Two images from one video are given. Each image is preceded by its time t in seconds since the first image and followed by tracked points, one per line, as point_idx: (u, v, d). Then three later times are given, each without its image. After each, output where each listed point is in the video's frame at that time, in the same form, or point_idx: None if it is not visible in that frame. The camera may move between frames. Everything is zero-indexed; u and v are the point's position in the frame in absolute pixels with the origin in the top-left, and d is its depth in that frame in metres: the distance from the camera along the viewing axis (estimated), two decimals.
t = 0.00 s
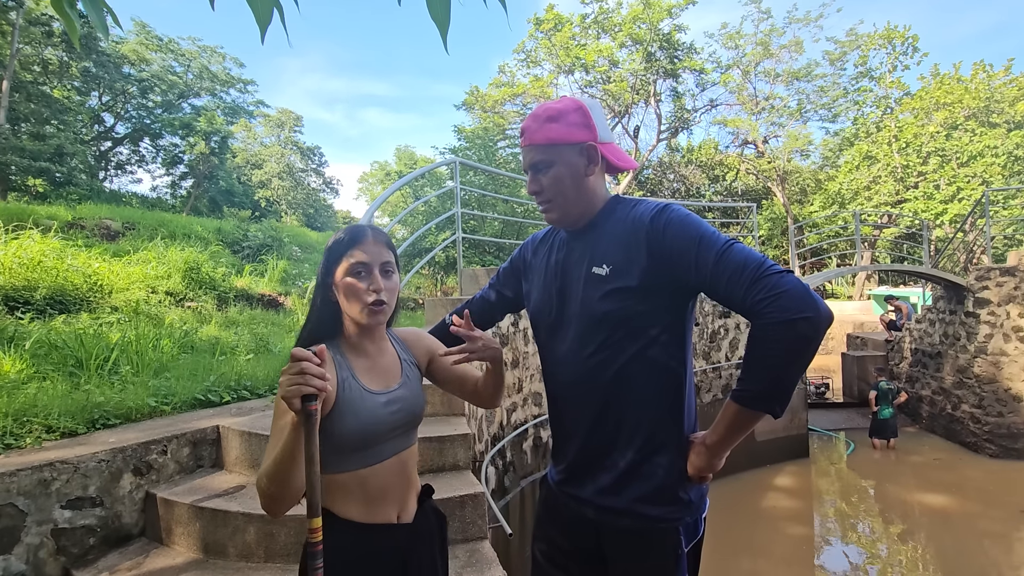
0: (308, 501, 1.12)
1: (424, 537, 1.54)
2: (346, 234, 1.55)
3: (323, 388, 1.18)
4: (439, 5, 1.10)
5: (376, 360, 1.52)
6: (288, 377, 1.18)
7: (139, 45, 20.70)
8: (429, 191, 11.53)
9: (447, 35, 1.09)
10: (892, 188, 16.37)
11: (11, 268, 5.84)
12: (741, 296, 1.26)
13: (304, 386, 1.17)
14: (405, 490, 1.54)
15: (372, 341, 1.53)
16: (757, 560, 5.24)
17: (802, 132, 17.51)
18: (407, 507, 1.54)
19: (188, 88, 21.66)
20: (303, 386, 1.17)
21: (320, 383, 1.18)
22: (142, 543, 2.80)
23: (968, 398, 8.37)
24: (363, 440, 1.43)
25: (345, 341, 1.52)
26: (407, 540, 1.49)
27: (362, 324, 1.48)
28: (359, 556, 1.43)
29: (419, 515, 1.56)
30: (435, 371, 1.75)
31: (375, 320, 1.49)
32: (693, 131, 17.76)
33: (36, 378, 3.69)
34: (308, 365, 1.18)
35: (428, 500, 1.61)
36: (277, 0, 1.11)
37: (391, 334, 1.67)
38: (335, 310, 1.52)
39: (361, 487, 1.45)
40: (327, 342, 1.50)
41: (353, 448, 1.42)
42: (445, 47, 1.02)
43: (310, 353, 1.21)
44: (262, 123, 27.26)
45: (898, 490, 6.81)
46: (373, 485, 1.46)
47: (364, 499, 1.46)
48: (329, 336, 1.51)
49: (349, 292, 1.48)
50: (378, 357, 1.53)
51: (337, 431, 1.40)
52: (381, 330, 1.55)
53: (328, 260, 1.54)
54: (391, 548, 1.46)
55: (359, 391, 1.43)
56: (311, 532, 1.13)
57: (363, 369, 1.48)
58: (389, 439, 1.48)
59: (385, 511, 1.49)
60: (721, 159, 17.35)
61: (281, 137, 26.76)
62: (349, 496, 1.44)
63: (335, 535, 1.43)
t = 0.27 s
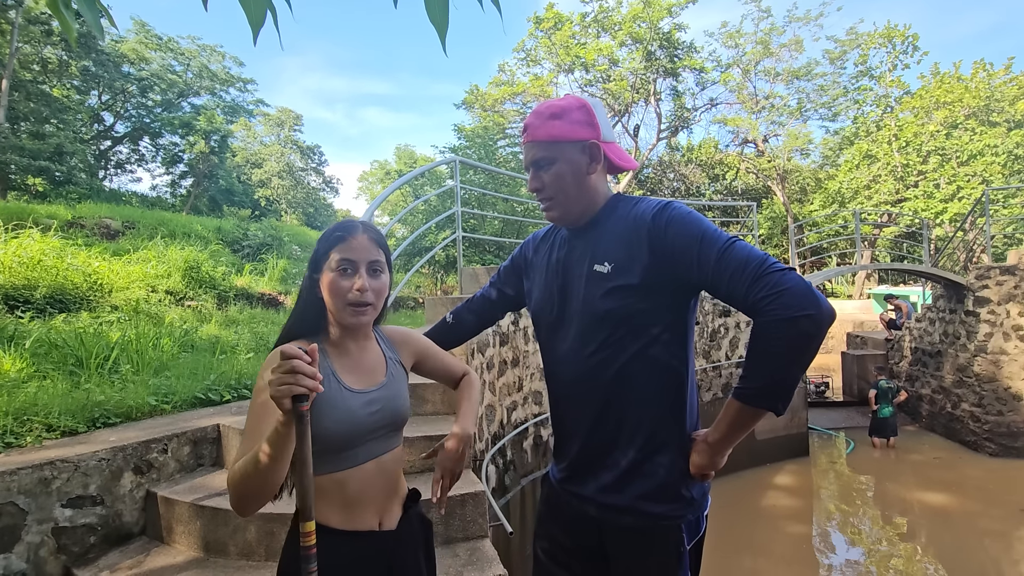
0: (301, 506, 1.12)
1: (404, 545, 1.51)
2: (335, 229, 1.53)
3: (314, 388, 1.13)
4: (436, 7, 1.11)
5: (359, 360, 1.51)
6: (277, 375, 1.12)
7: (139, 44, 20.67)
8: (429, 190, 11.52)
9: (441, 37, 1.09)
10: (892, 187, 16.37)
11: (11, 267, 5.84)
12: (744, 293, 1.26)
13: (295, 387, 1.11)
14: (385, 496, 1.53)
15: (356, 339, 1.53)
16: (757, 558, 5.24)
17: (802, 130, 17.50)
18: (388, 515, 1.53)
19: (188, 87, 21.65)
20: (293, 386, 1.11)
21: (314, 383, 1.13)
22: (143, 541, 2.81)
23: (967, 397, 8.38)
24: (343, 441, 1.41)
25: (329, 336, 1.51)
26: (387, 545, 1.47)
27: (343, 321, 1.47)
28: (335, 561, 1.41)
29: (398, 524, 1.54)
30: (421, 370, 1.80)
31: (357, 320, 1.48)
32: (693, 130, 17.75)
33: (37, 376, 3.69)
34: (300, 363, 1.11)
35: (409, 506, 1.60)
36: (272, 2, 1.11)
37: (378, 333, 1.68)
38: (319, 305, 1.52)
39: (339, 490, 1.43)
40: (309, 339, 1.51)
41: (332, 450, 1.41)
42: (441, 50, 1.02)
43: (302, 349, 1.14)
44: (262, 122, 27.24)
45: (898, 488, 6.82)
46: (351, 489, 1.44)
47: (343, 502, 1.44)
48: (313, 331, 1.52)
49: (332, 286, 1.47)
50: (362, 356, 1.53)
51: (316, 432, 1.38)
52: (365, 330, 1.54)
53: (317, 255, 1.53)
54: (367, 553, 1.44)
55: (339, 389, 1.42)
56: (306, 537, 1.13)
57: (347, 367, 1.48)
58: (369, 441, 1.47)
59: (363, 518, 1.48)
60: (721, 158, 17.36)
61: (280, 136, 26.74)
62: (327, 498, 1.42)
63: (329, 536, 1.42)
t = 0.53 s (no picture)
0: (303, 508, 1.09)
1: (378, 549, 1.50)
2: (322, 226, 1.51)
3: (320, 388, 1.10)
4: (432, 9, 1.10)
5: (342, 360, 1.49)
6: (281, 373, 1.09)
7: (138, 43, 20.65)
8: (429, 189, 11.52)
9: (440, 39, 1.09)
10: (892, 186, 16.37)
11: (10, 266, 5.84)
12: (744, 293, 1.26)
13: (299, 386, 1.09)
14: (361, 501, 1.49)
15: (339, 340, 1.51)
16: (756, 558, 5.24)
17: (802, 130, 17.50)
18: (363, 521, 1.49)
19: (187, 87, 21.63)
20: (299, 385, 1.08)
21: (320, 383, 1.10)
22: (143, 542, 2.81)
23: (967, 396, 8.39)
24: (322, 444, 1.38)
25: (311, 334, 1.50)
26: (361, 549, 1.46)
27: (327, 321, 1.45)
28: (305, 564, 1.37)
29: (373, 530, 1.50)
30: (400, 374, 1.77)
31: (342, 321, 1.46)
32: (692, 130, 17.76)
33: (36, 376, 3.69)
34: (306, 362, 1.08)
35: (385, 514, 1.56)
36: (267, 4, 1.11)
37: (364, 334, 1.65)
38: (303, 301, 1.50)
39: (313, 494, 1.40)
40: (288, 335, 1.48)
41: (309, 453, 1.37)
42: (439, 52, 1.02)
43: (307, 348, 1.11)
44: (262, 122, 27.22)
45: (898, 488, 6.82)
46: (326, 492, 1.41)
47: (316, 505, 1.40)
48: (294, 328, 1.49)
49: (319, 282, 1.44)
50: (344, 357, 1.51)
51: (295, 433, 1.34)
52: (349, 331, 1.53)
53: (306, 247, 1.51)
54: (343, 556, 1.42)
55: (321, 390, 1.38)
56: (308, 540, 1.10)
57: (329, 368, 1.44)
58: (347, 445, 1.44)
59: (337, 523, 1.44)
60: (721, 158, 17.36)
61: (280, 136, 26.72)
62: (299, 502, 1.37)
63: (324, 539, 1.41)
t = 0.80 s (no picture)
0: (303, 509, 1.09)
1: (370, 555, 1.47)
2: (306, 226, 1.48)
3: (318, 388, 1.10)
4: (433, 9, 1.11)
5: (331, 366, 1.47)
6: (279, 375, 1.08)
7: (138, 44, 20.66)
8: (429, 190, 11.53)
9: (440, 38, 1.10)
10: (892, 187, 16.37)
11: (10, 267, 5.83)
12: (744, 293, 1.26)
13: (298, 386, 1.09)
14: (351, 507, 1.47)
15: (328, 344, 1.49)
16: (757, 559, 5.24)
17: (802, 131, 17.49)
18: (354, 528, 1.47)
19: (187, 87, 21.63)
20: (297, 386, 1.08)
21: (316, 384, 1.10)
22: (142, 543, 2.81)
23: (967, 397, 8.38)
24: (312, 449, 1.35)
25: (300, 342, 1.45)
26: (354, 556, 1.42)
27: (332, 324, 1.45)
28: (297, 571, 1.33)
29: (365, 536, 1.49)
30: (381, 388, 1.74)
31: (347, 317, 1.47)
32: (692, 130, 17.77)
33: (36, 377, 3.69)
34: (303, 363, 1.08)
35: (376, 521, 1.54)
36: (266, 3, 1.11)
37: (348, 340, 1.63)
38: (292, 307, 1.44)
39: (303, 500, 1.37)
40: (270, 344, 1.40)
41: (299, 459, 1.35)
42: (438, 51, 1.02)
43: (304, 349, 1.12)
44: (262, 122, 27.22)
45: (898, 488, 6.82)
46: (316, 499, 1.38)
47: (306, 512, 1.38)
48: (277, 338, 1.42)
49: (321, 283, 1.42)
50: (334, 363, 1.48)
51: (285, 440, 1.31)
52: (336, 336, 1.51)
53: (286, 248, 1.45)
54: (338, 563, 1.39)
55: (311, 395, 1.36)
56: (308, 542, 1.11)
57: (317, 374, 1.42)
58: (337, 450, 1.42)
59: (329, 529, 1.42)
60: (721, 158, 17.36)
61: (280, 137, 26.71)
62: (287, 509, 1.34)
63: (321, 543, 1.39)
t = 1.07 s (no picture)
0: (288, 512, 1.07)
1: (373, 556, 1.47)
2: (301, 227, 1.48)
3: (302, 393, 1.10)
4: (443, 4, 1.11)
5: (329, 367, 1.46)
6: (264, 380, 1.08)
7: (138, 46, 20.68)
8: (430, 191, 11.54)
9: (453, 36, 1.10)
10: (892, 188, 16.37)
11: (11, 269, 5.84)
12: (747, 295, 1.26)
13: (282, 391, 1.08)
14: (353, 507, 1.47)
15: (326, 344, 1.48)
16: (757, 560, 5.24)
17: (802, 132, 17.49)
18: (358, 528, 1.47)
19: (187, 89, 21.63)
20: (280, 390, 1.08)
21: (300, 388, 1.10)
22: (143, 544, 2.81)
23: (967, 398, 8.38)
24: (312, 451, 1.36)
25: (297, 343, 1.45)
26: (356, 556, 1.42)
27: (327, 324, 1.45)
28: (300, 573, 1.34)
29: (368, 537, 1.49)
30: (382, 389, 1.73)
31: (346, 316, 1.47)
32: (692, 131, 17.78)
33: (36, 378, 3.69)
34: (285, 367, 1.07)
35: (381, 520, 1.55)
36: None
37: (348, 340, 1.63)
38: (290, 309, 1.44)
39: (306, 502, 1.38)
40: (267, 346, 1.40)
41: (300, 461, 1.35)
42: (449, 43, 1.01)
43: (287, 352, 1.10)
44: (262, 123, 27.24)
45: (899, 489, 6.81)
46: (320, 500, 1.39)
47: (310, 513, 1.38)
48: (274, 340, 1.42)
49: (320, 284, 1.42)
50: (332, 364, 1.48)
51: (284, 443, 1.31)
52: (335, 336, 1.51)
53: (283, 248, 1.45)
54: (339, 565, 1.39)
55: (310, 398, 1.36)
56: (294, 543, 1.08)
57: (316, 375, 1.42)
58: (337, 451, 1.42)
59: (332, 528, 1.42)
60: (721, 159, 17.35)
61: (281, 138, 26.72)
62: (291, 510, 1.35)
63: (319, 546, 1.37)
